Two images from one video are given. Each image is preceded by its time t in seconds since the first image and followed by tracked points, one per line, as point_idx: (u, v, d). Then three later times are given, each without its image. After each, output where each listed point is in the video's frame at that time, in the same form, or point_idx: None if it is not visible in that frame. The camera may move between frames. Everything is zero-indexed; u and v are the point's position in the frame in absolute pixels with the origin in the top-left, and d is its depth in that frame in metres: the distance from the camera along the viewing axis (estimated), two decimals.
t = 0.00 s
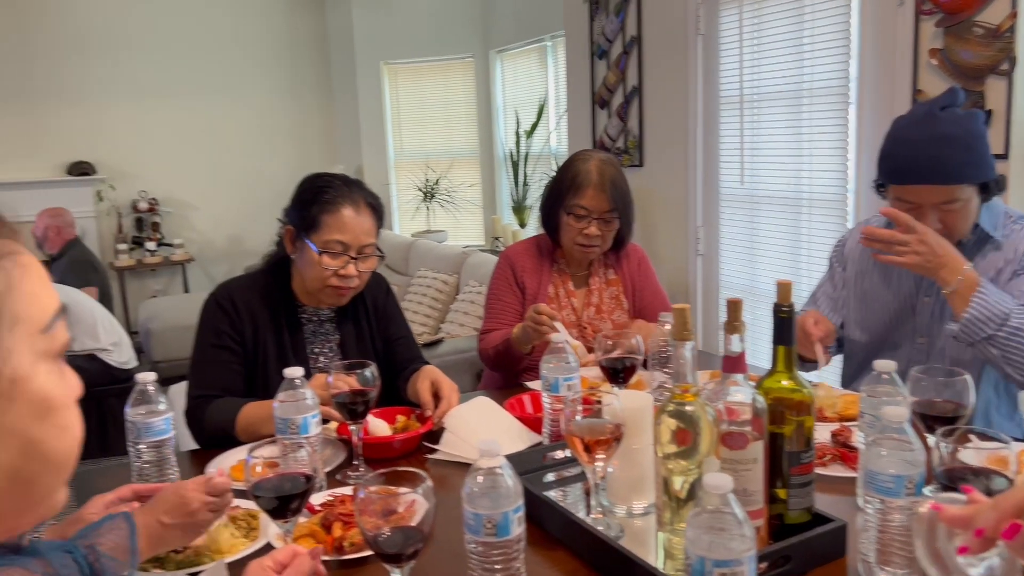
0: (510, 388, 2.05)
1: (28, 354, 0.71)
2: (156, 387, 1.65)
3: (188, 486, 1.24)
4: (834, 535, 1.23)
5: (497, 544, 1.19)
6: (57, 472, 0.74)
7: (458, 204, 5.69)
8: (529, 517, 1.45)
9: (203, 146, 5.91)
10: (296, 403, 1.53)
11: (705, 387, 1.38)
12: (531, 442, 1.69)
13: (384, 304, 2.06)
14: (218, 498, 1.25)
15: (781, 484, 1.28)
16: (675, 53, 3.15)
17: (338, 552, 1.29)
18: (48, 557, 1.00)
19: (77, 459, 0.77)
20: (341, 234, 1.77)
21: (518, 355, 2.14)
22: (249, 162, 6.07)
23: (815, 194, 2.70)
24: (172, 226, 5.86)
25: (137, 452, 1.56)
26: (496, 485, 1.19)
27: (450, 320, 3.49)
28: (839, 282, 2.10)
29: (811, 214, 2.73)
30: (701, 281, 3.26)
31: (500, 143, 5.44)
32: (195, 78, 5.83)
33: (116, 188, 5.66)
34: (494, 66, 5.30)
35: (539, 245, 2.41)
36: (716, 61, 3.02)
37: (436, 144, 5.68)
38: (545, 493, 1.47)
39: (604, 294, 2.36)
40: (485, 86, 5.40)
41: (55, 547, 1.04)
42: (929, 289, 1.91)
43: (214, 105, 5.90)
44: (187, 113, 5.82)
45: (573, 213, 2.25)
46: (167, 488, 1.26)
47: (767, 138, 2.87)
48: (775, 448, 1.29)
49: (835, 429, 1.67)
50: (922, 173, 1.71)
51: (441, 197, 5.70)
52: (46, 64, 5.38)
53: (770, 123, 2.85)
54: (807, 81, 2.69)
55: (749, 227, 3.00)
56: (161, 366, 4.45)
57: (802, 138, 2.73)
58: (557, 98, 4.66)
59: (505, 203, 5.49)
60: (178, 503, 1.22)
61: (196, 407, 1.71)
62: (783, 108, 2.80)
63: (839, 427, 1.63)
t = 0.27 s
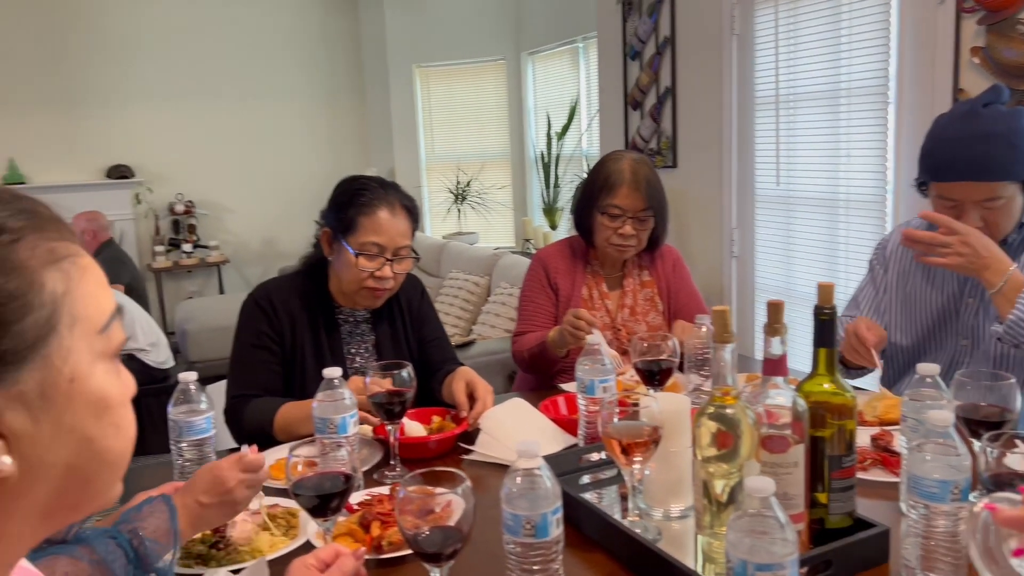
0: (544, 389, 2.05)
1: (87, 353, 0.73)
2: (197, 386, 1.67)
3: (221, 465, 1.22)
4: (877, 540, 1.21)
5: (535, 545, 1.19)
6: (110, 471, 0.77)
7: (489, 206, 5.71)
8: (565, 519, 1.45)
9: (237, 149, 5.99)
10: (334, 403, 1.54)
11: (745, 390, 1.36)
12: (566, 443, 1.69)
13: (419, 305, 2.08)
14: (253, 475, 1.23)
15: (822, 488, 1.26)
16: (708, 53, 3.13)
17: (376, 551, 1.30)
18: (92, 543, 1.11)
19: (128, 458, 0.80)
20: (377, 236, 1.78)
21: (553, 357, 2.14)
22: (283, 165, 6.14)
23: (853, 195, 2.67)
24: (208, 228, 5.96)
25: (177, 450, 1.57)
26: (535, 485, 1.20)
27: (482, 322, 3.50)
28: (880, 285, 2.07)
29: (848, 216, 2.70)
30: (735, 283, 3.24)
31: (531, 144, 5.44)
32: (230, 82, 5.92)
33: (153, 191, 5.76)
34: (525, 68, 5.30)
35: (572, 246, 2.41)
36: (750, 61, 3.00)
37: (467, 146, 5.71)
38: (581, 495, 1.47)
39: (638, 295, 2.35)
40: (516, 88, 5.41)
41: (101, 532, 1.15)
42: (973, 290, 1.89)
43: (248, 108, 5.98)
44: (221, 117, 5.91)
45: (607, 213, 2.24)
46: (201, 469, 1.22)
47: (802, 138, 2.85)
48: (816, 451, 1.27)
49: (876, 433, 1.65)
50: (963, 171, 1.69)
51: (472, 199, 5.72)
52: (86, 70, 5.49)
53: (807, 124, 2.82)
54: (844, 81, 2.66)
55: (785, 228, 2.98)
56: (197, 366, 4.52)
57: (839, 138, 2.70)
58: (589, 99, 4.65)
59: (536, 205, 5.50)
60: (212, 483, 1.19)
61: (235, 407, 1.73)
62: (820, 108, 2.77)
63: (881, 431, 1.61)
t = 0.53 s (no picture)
0: (570, 390, 2.05)
1: (123, 347, 0.74)
2: (226, 382, 1.68)
3: (255, 468, 1.27)
4: (910, 544, 1.18)
5: (564, 545, 1.18)
6: (144, 463, 0.78)
7: (513, 207, 5.72)
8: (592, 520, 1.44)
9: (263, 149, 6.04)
10: (362, 401, 1.55)
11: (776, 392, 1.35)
12: (593, 444, 1.68)
13: (444, 304, 2.08)
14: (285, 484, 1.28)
15: (854, 490, 1.24)
16: (736, 52, 3.11)
17: (404, 548, 1.30)
18: (134, 533, 1.15)
19: (161, 451, 0.80)
20: (403, 235, 1.79)
21: (581, 361, 2.13)
22: (308, 165, 6.18)
23: (884, 195, 2.64)
24: (235, 227, 6.02)
25: (206, 446, 1.58)
26: (563, 484, 1.19)
27: (506, 322, 3.50)
28: (912, 286, 2.05)
29: (879, 216, 2.67)
30: (762, 284, 3.21)
31: (555, 144, 5.44)
32: (257, 83, 5.97)
33: (181, 191, 5.83)
34: (550, 67, 5.30)
35: (598, 248, 2.40)
36: (779, 60, 2.97)
37: (492, 146, 5.71)
38: (608, 495, 1.46)
39: (665, 296, 2.34)
40: (541, 88, 5.40)
41: (147, 523, 1.18)
42: (1008, 294, 1.86)
43: (275, 109, 6.03)
44: (248, 117, 5.96)
45: (635, 213, 2.23)
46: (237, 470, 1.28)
47: (832, 138, 2.82)
48: (848, 454, 1.26)
49: (907, 436, 1.63)
50: (992, 170, 1.68)
51: (496, 200, 5.73)
52: (117, 71, 5.57)
53: (836, 123, 2.79)
54: (875, 80, 2.63)
55: (813, 229, 2.95)
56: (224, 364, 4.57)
57: (870, 138, 2.67)
58: (614, 99, 4.64)
59: (561, 205, 5.49)
60: (249, 479, 1.24)
61: (263, 404, 1.75)
62: (850, 108, 2.74)
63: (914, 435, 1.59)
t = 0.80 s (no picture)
0: (591, 390, 2.03)
1: (159, 342, 0.74)
2: (249, 379, 1.68)
3: (283, 486, 1.26)
4: (939, 549, 1.16)
5: (588, 545, 1.17)
6: (174, 456, 0.78)
7: (532, 206, 5.71)
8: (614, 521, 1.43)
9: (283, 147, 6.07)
10: (384, 399, 1.55)
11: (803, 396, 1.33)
12: (615, 444, 1.67)
13: (465, 302, 2.07)
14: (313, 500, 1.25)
15: (882, 494, 1.22)
16: (760, 51, 3.09)
17: (426, 547, 1.30)
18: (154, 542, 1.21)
19: (191, 444, 0.80)
20: (424, 232, 1.78)
21: (605, 360, 2.12)
22: (328, 163, 6.21)
23: (910, 196, 2.61)
24: (254, 225, 6.05)
25: (229, 442, 1.58)
26: (587, 485, 1.18)
27: (524, 321, 3.50)
28: (936, 288, 2.04)
29: (904, 217, 2.64)
30: (784, 285, 3.19)
31: (575, 144, 5.43)
32: (278, 81, 6.00)
33: (202, 188, 5.87)
34: (570, 66, 5.28)
35: (620, 248, 2.38)
36: (804, 59, 2.95)
37: (511, 145, 5.71)
38: (631, 496, 1.45)
39: (688, 297, 2.33)
40: (561, 87, 5.39)
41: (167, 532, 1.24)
42: None
43: (295, 107, 6.06)
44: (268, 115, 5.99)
45: (664, 210, 2.22)
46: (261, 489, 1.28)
47: (857, 137, 2.79)
48: (877, 458, 1.25)
49: (934, 440, 1.61)
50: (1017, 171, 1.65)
51: (514, 199, 5.72)
52: (139, 69, 5.61)
53: (862, 123, 2.76)
54: (902, 79, 2.60)
55: (838, 230, 2.92)
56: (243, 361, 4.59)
57: (896, 138, 2.64)
58: (635, 98, 4.62)
59: (580, 204, 5.48)
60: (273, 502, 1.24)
61: (285, 401, 1.75)
62: (876, 107, 2.71)
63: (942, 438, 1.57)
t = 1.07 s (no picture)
0: (608, 389, 2.03)
1: (186, 334, 0.74)
2: (268, 374, 1.68)
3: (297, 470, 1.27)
4: (962, 554, 1.14)
5: (607, 546, 1.17)
6: (198, 449, 0.78)
7: (547, 205, 5.71)
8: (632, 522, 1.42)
9: (299, 145, 6.09)
10: (402, 395, 1.55)
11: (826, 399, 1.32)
12: (633, 445, 1.66)
13: (482, 300, 2.07)
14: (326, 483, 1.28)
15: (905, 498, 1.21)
16: (779, 50, 3.07)
17: (443, 544, 1.29)
18: (171, 532, 1.21)
19: (216, 438, 0.80)
20: (442, 230, 1.78)
21: (623, 359, 2.11)
22: (344, 161, 6.22)
23: (931, 198, 2.59)
24: (270, 222, 6.08)
25: (248, 438, 1.58)
26: (607, 484, 1.17)
27: (539, 320, 3.49)
28: (955, 293, 2.01)
29: (925, 219, 2.62)
30: (802, 287, 3.17)
31: (591, 143, 5.42)
32: (294, 79, 6.02)
33: (219, 185, 5.90)
34: (587, 65, 5.27)
35: (636, 249, 2.38)
36: (824, 59, 2.93)
37: (527, 144, 5.71)
38: (649, 496, 1.44)
39: (706, 297, 2.32)
40: (578, 86, 5.38)
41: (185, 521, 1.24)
42: None
43: (312, 104, 6.08)
44: (285, 113, 6.01)
45: (683, 205, 2.21)
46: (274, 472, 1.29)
47: (878, 138, 2.77)
48: (900, 461, 1.23)
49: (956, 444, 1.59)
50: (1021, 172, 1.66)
51: (530, 198, 5.72)
52: (158, 66, 5.65)
53: (883, 123, 2.74)
54: (924, 80, 2.58)
55: (857, 232, 2.90)
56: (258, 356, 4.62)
57: (917, 139, 2.62)
58: (652, 98, 4.61)
59: (595, 204, 5.47)
60: (287, 486, 1.25)
61: (303, 396, 1.75)
62: (897, 108, 2.68)
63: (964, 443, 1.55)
